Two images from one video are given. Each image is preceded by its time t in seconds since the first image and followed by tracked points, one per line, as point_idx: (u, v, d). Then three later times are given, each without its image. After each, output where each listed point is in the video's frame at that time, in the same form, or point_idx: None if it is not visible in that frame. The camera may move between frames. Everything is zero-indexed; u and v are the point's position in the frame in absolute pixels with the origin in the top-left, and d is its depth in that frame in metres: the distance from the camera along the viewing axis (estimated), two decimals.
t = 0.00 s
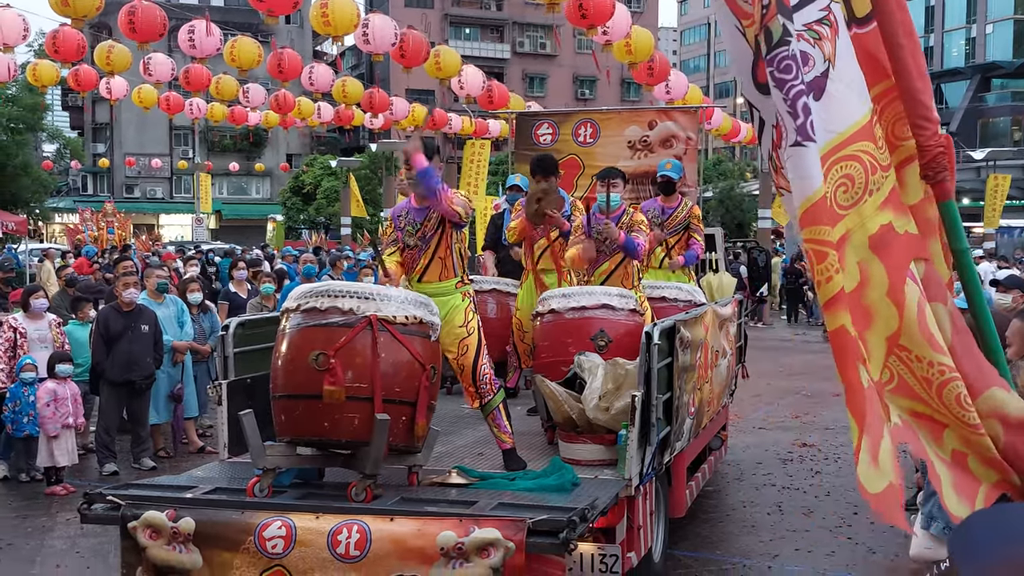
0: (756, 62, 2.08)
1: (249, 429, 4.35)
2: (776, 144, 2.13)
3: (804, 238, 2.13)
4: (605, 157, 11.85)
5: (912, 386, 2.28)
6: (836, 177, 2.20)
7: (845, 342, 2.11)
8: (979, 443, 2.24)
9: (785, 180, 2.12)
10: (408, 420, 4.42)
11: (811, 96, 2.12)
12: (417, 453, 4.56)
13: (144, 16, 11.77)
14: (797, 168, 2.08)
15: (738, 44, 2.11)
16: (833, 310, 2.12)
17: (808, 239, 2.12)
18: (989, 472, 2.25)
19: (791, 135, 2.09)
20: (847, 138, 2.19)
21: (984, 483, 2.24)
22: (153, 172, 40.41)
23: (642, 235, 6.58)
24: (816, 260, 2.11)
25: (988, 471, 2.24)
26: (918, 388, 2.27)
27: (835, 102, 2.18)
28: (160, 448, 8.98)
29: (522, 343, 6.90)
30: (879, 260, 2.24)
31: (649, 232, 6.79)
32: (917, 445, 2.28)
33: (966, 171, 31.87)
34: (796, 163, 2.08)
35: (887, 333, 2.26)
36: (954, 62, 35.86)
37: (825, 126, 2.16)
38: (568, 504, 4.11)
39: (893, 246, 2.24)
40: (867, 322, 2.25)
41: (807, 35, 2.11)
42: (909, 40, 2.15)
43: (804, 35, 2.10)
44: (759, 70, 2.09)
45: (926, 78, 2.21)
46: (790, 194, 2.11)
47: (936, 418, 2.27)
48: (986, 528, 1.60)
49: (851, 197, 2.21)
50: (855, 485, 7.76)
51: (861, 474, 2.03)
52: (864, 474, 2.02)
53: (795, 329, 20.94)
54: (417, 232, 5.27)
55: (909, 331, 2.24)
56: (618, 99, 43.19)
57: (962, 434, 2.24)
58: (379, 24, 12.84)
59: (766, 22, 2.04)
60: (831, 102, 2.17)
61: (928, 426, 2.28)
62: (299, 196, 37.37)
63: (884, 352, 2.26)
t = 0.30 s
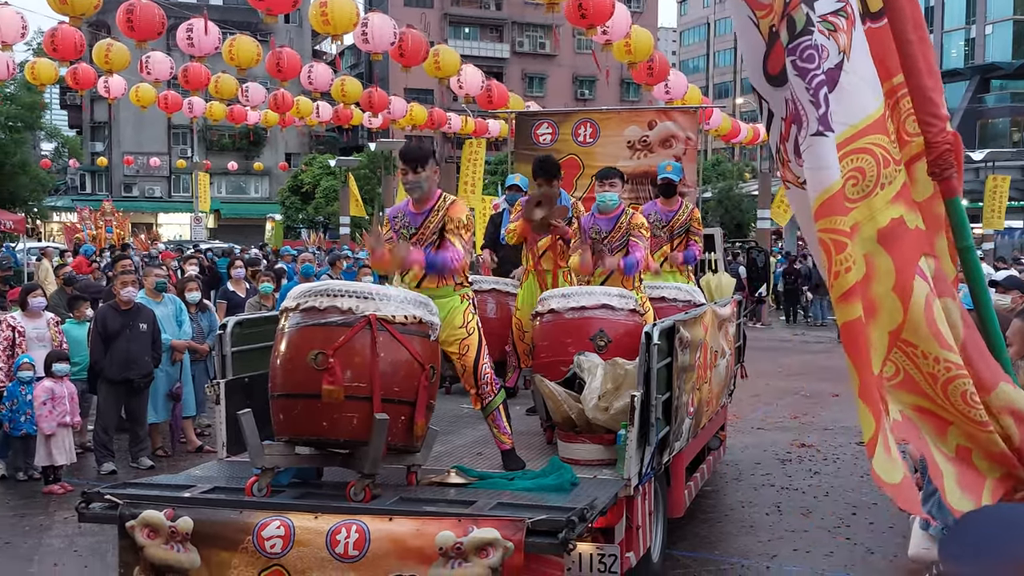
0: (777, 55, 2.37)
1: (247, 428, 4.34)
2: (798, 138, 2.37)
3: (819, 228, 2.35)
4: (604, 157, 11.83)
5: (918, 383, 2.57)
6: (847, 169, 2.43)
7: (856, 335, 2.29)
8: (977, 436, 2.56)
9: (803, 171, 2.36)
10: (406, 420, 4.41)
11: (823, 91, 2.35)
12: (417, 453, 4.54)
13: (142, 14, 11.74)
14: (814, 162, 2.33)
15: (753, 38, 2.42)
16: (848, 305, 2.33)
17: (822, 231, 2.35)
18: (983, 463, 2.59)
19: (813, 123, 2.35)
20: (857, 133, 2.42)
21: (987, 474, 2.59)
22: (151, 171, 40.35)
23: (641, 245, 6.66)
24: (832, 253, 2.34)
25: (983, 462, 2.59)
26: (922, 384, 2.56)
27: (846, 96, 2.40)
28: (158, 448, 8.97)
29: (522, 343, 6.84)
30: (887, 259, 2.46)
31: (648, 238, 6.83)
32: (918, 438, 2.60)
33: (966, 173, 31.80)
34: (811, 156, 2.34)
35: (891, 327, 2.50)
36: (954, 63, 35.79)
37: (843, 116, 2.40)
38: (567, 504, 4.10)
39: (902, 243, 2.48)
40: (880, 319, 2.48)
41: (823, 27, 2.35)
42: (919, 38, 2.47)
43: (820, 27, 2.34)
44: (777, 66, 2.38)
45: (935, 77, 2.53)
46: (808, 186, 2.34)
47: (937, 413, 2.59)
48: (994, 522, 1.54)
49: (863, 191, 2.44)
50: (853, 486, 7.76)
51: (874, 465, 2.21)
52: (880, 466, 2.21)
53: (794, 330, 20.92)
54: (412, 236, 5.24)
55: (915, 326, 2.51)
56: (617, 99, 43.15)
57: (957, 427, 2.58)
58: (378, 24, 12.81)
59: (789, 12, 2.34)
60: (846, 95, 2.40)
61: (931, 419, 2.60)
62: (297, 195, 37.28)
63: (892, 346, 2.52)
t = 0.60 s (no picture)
0: (793, 46, 2.23)
1: (246, 425, 4.35)
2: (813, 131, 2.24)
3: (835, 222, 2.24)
4: (603, 155, 11.86)
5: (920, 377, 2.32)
6: (863, 165, 2.24)
7: (870, 332, 2.20)
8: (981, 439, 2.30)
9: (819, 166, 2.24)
10: (405, 417, 4.41)
11: (838, 87, 2.21)
12: (415, 451, 4.53)
13: (142, 11, 11.73)
14: (828, 160, 2.21)
15: (763, 30, 2.27)
16: (857, 302, 2.23)
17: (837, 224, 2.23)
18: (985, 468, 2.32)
19: (831, 119, 2.22)
20: (877, 127, 2.25)
21: (987, 483, 2.31)
22: (151, 168, 40.37)
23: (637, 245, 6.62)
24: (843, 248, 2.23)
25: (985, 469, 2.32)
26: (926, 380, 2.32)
27: (864, 91, 2.24)
28: (158, 445, 8.98)
29: (519, 342, 6.87)
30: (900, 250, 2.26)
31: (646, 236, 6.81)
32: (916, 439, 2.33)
33: (965, 172, 31.84)
34: (826, 152, 2.22)
35: (906, 324, 2.29)
36: (953, 62, 35.84)
37: (861, 112, 2.24)
38: (565, 502, 4.10)
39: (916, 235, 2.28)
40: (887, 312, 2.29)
41: (839, 23, 2.19)
42: (919, 40, 2.35)
43: (836, 22, 2.19)
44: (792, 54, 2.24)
45: (935, 77, 2.39)
46: (822, 183, 2.22)
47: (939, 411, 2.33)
48: (992, 523, 1.56)
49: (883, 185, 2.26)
50: (851, 484, 7.77)
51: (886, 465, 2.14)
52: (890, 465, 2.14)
53: (793, 328, 20.95)
54: (413, 232, 5.24)
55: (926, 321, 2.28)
56: (617, 98, 43.20)
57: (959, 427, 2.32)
58: (379, 21, 12.81)
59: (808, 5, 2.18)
60: (865, 87, 2.23)
61: (933, 421, 2.34)
62: (297, 192, 37.32)
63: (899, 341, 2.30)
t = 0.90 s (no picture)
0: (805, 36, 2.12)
1: (246, 422, 4.35)
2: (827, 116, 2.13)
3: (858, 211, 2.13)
4: (604, 154, 11.88)
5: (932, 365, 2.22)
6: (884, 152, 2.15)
7: (902, 309, 2.10)
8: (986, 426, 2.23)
9: (839, 151, 2.12)
10: (404, 415, 4.41)
11: (860, 72, 2.10)
12: (414, 448, 4.53)
13: (142, 8, 11.72)
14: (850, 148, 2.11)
15: (777, 18, 2.17)
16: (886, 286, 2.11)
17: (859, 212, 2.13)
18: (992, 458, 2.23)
19: (861, 97, 2.10)
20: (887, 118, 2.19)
21: (994, 480, 2.20)
22: (151, 165, 40.33)
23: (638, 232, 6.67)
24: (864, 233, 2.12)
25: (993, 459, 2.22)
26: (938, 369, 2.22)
27: (879, 79, 2.16)
28: (157, 442, 8.99)
29: (519, 339, 6.89)
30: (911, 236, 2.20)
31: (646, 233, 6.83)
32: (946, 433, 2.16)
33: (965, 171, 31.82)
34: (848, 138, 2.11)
35: (928, 312, 2.15)
36: (954, 61, 35.80)
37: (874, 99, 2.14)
38: (564, 500, 4.11)
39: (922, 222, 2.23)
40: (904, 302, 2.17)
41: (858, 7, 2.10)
42: (925, 37, 2.35)
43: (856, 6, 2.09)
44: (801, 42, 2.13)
45: (940, 74, 2.41)
46: (843, 168, 2.12)
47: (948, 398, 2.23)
48: (995, 524, 1.66)
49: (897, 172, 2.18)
50: (850, 483, 7.78)
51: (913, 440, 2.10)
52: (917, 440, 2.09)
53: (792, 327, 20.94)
54: (413, 228, 5.27)
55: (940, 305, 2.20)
56: (617, 97, 43.17)
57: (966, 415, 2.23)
58: (378, 19, 12.79)
59: None
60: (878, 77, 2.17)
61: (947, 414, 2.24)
62: (296, 190, 37.29)
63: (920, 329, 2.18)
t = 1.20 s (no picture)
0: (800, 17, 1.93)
1: (242, 422, 4.34)
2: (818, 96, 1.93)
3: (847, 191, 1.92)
4: (602, 153, 11.87)
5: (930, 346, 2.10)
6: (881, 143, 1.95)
7: (891, 291, 1.91)
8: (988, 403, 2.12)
9: (828, 132, 1.91)
10: (402, 415, 4.40)
11: (852, 58, 1.89)
12: (412, 448, 4.52)
13: (139, 7, 11.69)
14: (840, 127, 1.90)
15: None
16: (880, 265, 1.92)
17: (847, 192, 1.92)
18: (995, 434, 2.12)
19: (848, 83, 1.89)
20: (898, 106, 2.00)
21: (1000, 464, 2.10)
22: (148, 164, 40.30)
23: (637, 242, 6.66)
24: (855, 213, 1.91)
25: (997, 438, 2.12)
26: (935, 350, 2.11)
27: (881, 70, 1.96)
28: (153, 441, 8.97)
29: (518, 339, 6.91)
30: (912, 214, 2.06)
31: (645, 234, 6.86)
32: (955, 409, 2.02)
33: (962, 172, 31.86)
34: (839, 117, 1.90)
35: (930, 295, 2.06)
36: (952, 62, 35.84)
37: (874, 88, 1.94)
38: (562, 500, 4.10)
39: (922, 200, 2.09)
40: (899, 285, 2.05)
41: None
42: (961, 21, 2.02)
43: None
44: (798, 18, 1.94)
45: (973, 60, 2.09)
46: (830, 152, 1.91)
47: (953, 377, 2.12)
48: (992, 524, 1.56)
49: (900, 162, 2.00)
50: (847, 484, 7.78)
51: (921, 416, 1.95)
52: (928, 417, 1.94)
53: (789, 327, 20.98)
54: (410, 228, 5.26)
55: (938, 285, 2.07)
56: (615, 96, 43.20)
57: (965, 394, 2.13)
58: (376, 19, 12.78)
59: None
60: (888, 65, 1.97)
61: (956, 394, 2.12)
62: (294, 189, 37.26)
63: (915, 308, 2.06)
